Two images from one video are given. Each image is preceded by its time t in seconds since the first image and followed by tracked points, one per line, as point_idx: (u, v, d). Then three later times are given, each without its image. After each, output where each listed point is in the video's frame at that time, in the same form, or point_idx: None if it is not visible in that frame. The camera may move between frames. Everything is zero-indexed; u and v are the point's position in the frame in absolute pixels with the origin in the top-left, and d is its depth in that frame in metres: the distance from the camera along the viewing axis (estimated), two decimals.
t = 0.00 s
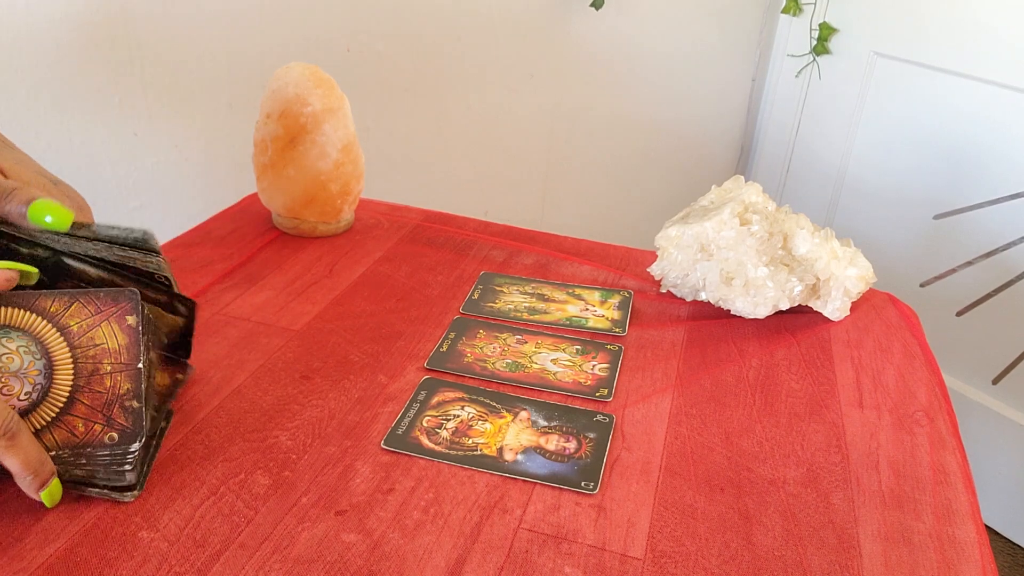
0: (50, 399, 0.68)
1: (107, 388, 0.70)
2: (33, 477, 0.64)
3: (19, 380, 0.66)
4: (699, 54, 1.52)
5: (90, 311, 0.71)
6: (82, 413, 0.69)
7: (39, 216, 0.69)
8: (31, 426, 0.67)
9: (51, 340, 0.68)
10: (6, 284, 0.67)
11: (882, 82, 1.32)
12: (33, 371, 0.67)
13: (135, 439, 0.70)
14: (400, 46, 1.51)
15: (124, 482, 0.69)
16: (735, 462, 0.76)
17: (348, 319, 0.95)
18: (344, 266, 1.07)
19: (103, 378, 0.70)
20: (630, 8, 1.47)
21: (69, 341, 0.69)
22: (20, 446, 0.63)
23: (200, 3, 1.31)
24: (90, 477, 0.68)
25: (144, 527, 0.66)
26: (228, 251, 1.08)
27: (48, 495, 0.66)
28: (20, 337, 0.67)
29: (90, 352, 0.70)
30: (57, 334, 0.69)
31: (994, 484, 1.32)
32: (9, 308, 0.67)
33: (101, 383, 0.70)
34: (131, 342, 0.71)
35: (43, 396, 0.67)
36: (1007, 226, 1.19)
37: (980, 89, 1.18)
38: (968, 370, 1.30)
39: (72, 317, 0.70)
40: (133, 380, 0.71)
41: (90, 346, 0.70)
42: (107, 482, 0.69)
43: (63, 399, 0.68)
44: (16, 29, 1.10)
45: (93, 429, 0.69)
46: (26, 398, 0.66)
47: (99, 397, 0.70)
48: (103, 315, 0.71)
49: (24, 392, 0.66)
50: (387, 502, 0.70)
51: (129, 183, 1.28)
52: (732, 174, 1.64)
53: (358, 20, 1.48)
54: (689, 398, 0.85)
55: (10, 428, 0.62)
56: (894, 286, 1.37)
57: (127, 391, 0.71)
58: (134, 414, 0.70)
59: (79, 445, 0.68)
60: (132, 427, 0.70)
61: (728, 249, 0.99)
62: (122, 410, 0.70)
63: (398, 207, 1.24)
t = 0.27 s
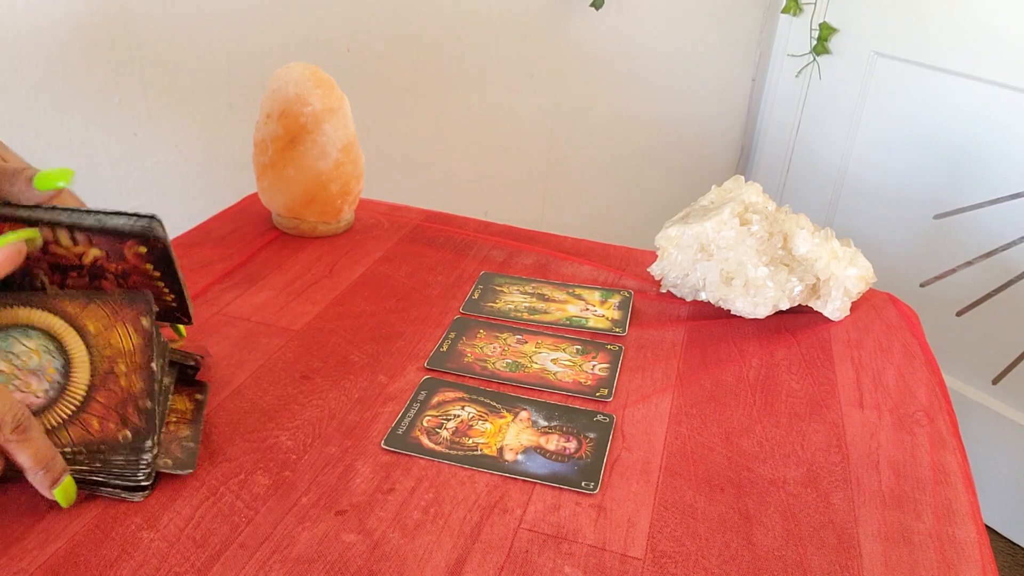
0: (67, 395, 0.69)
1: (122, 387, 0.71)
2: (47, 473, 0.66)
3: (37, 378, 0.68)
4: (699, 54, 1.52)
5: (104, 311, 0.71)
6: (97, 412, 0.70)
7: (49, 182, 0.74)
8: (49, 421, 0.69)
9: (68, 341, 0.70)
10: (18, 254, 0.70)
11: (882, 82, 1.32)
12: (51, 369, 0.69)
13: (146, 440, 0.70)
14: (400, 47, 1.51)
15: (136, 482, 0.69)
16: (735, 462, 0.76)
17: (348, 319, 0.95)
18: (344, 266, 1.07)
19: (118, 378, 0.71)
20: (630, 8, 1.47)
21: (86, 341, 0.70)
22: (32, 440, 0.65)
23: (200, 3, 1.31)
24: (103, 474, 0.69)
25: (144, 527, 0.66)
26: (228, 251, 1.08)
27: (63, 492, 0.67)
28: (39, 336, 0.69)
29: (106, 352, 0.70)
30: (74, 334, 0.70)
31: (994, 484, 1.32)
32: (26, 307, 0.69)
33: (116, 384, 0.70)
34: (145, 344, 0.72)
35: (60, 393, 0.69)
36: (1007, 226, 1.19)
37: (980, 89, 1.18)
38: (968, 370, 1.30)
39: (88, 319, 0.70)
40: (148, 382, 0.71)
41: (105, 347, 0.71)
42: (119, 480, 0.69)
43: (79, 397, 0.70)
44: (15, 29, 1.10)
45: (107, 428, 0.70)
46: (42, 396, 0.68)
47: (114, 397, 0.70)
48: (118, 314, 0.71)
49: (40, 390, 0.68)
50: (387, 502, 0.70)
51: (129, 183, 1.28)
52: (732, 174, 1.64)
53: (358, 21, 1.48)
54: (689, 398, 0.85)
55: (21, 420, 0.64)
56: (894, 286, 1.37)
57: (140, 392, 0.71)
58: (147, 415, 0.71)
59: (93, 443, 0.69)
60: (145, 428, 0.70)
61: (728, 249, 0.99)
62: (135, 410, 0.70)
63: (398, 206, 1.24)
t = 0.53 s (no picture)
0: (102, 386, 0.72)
1: (155, 379, 0.73)
2: (69, 457, 0.67)
3: (75, 369, 0.71)
4: (699, 54, 1.52)
5: (143, 312, 0.74)
6: (130, 399, 0.73)
7: None
8: (82, 409, 0.71)
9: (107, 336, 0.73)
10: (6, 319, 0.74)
11: (882, 82, 1.32)
12: (88, 362, 0.72)
13: (177, 424, 0.72)
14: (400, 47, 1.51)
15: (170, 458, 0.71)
16: (735, 462, 0.76)
17: (348, 319, 0.95)
18: (344, 266, 1.07)
19: (152, 369, 0.74)
20: (630, 8, 1.47)
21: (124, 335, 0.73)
22: (52, 432, 0.65)
23: (200, 3, 1.31)
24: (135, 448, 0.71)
25: (144, 527, 0.66)
26: (228, 251, 1.08)
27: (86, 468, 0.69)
28: (80, 330, 0.72)
29: (143, 346, 0.74)
30: (113, 330, 0.73)
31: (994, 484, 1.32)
32: (71, 305, 0.72)
33: (150, 374, 0.73)
34: (179, 339, 0.75)
35: (95, 383, 0.72)
36: (1007, 226, 1.19)
37: (980, 89, 1.18)
38: (968, 370, 1.30)
39: (126, 317, 0.74)
40: (180, 372, 0.74)
41: (142, 341, 0.74)
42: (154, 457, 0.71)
43: (113, 387, 0.72)
44: (15, 29, 1.10)
45: (139, 412, 0.72)
46: (78, 385, 0.71)
47: (147, 386, 0.73)
48: (154, 316, 0.75)
49: (77, 379, 0.71)
50: (387, 502, 0.70)
51: (129, 183, 1.28)
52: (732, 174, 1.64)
53: (358, 21, 1.48)
54: (689, 398, 0.85)
55: (40, 418, 0.64)
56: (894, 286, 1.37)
57: (172, 381, 0.74)
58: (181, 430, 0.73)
59: (125, 425, 0.72)
60: (176, 412, 0.73)
61: (728, 249, 0.99)
62: (167, 397, 0.73)
63: (399, 206, 1.24)
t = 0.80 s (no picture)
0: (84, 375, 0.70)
1: (135, 354, 0.72)
2: (66, 465, 0.67)
3: (55, 366, 0.70)
4: (699, 54, 1.52)
5: (112, 296, 0.74)
6: (113, 381, 0.70)
7: None
8: (69, 402, 0.69)
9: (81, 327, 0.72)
10: None
11: (882, 82, 1.32)
12: (66, 355, 0.71)
13: (161, 395, 0.71)
14: (400, 47, 1.51)
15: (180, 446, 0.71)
16: (735, 462, 0.76)
17: (348, 319, 0.95)
18: (344, 266, 1.07)
19: (129, 347, 0.72)
20: (630, 8, 1.47)
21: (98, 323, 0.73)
22: (43, 452, 0.65)
23: (200, 3, 1.31)
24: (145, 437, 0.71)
25: (144, 527, 0.66)
26: (228, 251, 1.08)
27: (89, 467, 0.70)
28: (55, 330, 0.71)
29: (116, 328, 0.73)
30: (85, 319, 0.72)
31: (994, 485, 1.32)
32: (41, 309, 0.72)
33: (128, 352, 0.72)
34: (151, 314, 0.75)
35: (77, 374, 0.70)
36: (1007, 226, 1.19)
37: (981, 89, 1.18)
38: (968, 370, 1.30)
39: (96, 304, 0.74)
40: (157, 345, 0.73)
41: (115, 323, 0.73)
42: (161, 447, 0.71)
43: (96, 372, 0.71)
44: (15, 29, 1.10)
45: (123, 391, 0.70)
46: (60, 379, 0.69)
47: (128, 363, 0.71)
48: (123, 297, 0.75)
49: (58, 375, 0.70)
50: (386, 502, 0.70)
51: (129, 183, 1.28)
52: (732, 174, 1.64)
53: (358, 21, 1.48)
54: (689, 398, 0.85)
55: (26, 444, 0.63)
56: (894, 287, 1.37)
57: (151, 354, 0.72)
58: (191, 422, 0.74)
59: (112, 409, 0.69)
60: (157, 384, 0.71)
61: (728, 249, 0.99)
62: (148, 370, 0.71)
63: (399, 207, 1.24)
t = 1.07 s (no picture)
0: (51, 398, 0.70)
1: (105, 383, 0.71)
2: (55, 477, 0.67)
3: (25, 383, 0.69)
4: (699, 55, 1.52)
5: (94, 319, 0.74)
6: (80, 408, 0.69)
7: None
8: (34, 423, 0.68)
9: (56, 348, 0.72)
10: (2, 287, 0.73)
11: (882, 82, 1.32)
12: (37, 375, 0.70)
13: (124, 429, 0.68)
14: (400, 47, 1.51)
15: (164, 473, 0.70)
16: (735, 462, 0.76)
17: (348, 319, 0.95)
18: (344, 266, 1.07)
19: (101, 375, 0.71)
20: (630, 8, 1.47)
21: (73, 346, 0.72)
22: (36, 458, 0.65)
23: (200, 2, 1.31)
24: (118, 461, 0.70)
25: (144, 527, 0.66)
26: (228, 251, 1.08)
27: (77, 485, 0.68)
28: (29, 347, 0.71)
29: (91, 352, 0.72)
30: (61, 342, 0.72)
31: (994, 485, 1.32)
32: (17, 323, 0.71)
33: (99, 381, 0.71)
34: (129, 343, 0.73)
35: (45, 395, 0.69)
36: (1007, 226, 1.19)
37: (981, 89, 1.18)
38: (968, 370, 1.30)
39: (77, 326, 0.73)
40: (131, 375, 0.72)
41: (90, 349, 0.72)
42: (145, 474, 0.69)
43: (63, 397, 0.70)
44: (16, 29, 1.10)
45: (89, 421, 0.69)
46: (28, 399, 0.69)
47: (97, 392, 0.70)
48: (103, 321, 0.74)
49: (26, 393, 0.69)
50: (386, 502, 0.70)
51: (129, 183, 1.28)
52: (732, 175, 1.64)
53: (358, 21, 1.48)
54: (689, 398, 0.85)
55: (21, 448, 0.64)
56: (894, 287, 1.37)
57: (124, 385, 0.71)
58: (181, 449, 0.72)
59: (76, 436, 0.68)
60: (127, 418, 0.69)
61: (728, 249, 0.99)
62: (118, 402, 0.70)
63: (399, 206, 1.24)
